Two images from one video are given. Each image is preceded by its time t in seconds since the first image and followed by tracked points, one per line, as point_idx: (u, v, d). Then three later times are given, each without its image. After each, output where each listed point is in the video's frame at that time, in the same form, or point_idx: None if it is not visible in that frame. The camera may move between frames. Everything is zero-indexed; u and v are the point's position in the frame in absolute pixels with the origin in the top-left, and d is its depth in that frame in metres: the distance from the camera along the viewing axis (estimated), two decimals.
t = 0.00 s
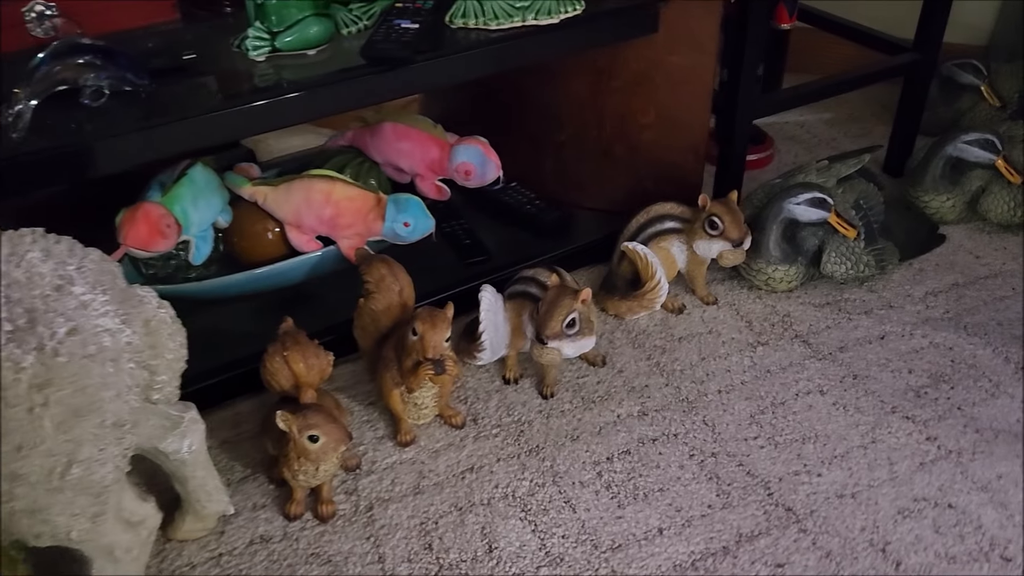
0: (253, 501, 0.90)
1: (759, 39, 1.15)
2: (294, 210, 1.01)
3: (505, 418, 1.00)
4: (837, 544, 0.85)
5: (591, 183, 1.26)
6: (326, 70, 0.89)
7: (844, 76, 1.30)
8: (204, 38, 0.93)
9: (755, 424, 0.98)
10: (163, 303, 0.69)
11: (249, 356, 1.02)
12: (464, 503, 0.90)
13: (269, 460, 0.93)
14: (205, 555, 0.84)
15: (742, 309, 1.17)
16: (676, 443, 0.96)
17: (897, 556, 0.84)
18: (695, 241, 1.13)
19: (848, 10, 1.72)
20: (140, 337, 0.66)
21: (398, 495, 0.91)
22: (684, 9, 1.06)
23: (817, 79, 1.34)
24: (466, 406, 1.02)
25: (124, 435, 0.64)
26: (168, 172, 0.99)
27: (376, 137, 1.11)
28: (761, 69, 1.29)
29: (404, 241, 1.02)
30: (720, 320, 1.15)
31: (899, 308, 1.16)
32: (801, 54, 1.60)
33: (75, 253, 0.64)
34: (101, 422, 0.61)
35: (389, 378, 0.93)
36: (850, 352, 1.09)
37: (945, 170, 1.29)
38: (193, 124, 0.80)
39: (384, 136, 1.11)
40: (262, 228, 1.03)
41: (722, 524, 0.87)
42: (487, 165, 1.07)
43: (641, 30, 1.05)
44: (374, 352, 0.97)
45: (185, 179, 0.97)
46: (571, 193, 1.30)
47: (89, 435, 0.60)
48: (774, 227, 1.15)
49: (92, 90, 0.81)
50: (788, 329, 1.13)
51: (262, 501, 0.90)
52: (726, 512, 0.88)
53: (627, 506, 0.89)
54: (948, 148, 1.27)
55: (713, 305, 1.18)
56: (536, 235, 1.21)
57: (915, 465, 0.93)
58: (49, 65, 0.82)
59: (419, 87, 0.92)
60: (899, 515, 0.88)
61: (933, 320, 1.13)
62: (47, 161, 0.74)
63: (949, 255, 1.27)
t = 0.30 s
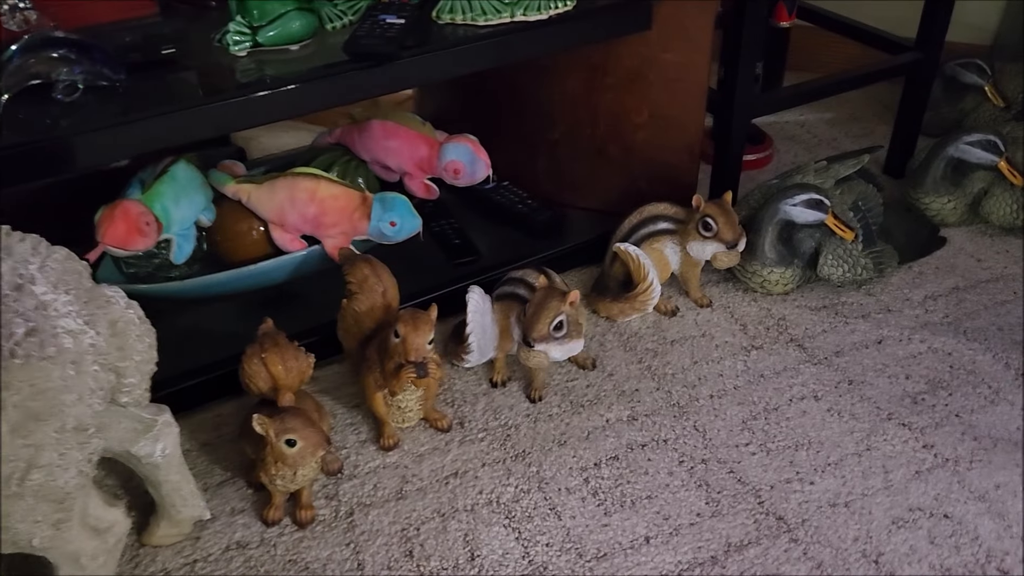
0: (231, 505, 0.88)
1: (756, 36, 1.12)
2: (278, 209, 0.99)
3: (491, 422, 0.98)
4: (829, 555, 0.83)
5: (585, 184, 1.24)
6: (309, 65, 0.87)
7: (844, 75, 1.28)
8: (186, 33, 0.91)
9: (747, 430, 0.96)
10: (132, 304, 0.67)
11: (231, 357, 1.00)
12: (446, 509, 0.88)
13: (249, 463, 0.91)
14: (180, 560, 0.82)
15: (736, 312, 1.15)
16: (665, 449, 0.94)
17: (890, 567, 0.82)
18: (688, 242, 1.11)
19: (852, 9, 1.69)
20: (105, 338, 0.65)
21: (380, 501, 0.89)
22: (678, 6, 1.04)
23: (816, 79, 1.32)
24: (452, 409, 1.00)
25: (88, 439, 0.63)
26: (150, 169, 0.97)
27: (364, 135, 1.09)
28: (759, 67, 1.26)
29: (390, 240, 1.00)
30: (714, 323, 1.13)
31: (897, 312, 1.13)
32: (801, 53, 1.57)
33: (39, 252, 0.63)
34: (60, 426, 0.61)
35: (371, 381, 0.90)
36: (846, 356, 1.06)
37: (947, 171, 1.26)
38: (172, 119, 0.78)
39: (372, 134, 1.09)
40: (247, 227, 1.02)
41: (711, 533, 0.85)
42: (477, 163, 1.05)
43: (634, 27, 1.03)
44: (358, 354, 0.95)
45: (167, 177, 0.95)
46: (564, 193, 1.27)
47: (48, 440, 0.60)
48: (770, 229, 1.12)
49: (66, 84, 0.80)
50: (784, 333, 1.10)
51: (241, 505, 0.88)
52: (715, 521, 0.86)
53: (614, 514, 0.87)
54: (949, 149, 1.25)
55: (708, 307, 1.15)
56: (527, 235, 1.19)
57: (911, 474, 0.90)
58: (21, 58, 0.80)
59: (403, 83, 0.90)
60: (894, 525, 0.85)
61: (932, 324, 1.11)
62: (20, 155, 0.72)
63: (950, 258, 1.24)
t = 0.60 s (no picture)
0: (212, 508, 0.86)
1: (750, 33, 1.11)
2: (264, 207, 0.97)
3: (479, 424, 0.96)
4: (821, 562, 0.81)
5: (578, 183, 1.22)
6: (293, 60, 0.86)
7: (842, 74, 1.26)
8: (170, 28, 0.90)
9: (740, 434, 0.94)
10: (104, 301, 0.68)
11: (216, 357, 0.99)
12: (431, 512, 0.86)
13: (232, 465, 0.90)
14: (158, 564, 0.81)
15: (731, 313, 1.13)
16: (656, 453, 0.92)
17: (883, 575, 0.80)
18: (681, 243, 1.09)
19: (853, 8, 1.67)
20: (75, 337, 0.65)
21: (363, 504, 0.87)
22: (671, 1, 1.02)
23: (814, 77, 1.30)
24: (440, 411, 0.98)
25: (56, 441, 0.64)
26: (135, 166, 0.96)
27: (353, 133, 1.08)
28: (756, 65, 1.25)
29: (377, 238, 0.98)
30: (708, 325, 1.11)
31: (895, 314, 1.11)
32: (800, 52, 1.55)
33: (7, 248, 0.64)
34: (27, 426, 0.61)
35: (356, 383, 0.89)
36: (842, 359, 1.04)
37: (946, 172, 1.24)
38: (151, 115, 0.77)
39: (361, 132, 1.07)
40: (233, 225, 1.00)
41: (701, 539, 0.83)
42: (467, 161, 1.03)
43: (626, 24, 1.01)
44: (343, 354, 0.93)
45: (152, 174, 0.93)
46: (557, 193, 1.25)
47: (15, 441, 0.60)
48: (765, 229, 1.11)
49: (43, 78, 0.79)
50: (779, 335, 1.09)
51: (222, 508, 0.86)
52: (705, 527, 0.84)
53: (602, 519, 0.85)
54: (950, 150, 1.22)
55: (702, 309, 1.13)
56: (519, 235, 1.18)
57: (906, 480, 0.89)
58: None
59: (389, 79, 0.89)
60: (888, 532, 0.83)
61: (931, 327, 1.09)
62: None
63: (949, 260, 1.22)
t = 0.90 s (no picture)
0: (186, 511, 0.84)
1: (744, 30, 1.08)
2: (244, 204, 0.96)
3: (463, 426, 0.94)
4: (809, 571, 0.78)
5: (568, 182, 1.20)
6: (271, 54, 0.84)
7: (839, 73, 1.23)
8: (147, 22, 0.88)
9: (729, 438, 0.92)
10: (61, 298, 0.69)
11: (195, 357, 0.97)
12: (411, 517, 0.84)
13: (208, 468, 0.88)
14: (128, 568, 0.79)
15: (723, 316, 1.11)
16: (642, 457, 0.90)
17: None
18: (672, 243, 1.07)
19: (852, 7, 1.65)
20: (33, 334, 0.66)
21: (341, 508, 0.85)
22: None
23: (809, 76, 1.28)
24: (423, 414, 0.96)
25: (13, 439, 0.65)
26: (112, 162, 0.94)
27: (337, 129, 1.06)
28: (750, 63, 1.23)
29: (361, 237, 0.97)
30: (699, 327, 1.08)
31: (891, 317, 1.09)
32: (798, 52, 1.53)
33: None
34: None
35: (334, 384, 0.87)
36: (836, 363, 1.02)
37: (944, 173, 1.21)
38: (123, 109, 0.75)
39: (346, 128, 1.05)
40: (214, 223, 0.99)
41: (686, 546, 0.81)
42: (453, 158, 1.01)
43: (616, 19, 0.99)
44: (323, 355, 0.91)
45: (129, 170, 0.91)
46: (548, 192, 1.23)
47: None
48: (758, 230, 1.08)
49: (11, 70, 0.77)
50: (771, 338, 1.06)
51: (196, 512, 0.84)
52: (692, 533, 0.82)
53: (586, 524, 0.83)
54: (949, 150, 1.19)
55: (693, 311, 1.11)
56: (508, 235, 1.16)
57: (899, 486, 0.86)
58: None
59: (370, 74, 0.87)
60: (879, 541, 0.81)
61: (927, 330, 1.07)
62: None
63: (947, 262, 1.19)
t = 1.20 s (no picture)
0: (163, 515, 0.82)
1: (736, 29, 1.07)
2: (227, 203, 0.94)
3: (448, 430, 0.93)
4: None
5: (559, 184, 1.18)
6: (253, 50, 0.83)
7: (833, 74, 1.22)
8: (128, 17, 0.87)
9: (719, 443, 0.90)
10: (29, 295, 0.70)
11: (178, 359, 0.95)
12: (393, 522, 0.82)
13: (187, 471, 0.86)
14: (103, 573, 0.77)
15: (716, 318, 1.09)
16: (630, 462, 0.88)
17: None
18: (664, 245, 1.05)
19: (849, 9, 1.64)
20: None
21: (323, 513, 0.83)
22: None
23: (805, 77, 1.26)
24: (408, 417, 0.94)
25: None
26: (95, 160, 0.92)
27: (324, 129, 1.05)
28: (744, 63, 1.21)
29: (346, 236, 0.95)
30: (692, 330, 1.07)
31: (887, 320, 1.07)
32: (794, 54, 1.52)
33: None
34: None
35: (316, 386, 0.85)
36: (830, 367, 1.00)
37: (941, 175, 1.20)
38: (99, 103, 0.73)
39: (332, 127, 1.04)
40: (198, 223, 0.97)
41: (674, 552, 0.79)
42: (440, 157, 1.00)
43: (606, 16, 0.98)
44: (306, 356, 0.90)
45: (111, 167, 0.90)
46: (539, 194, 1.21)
47: None
48: (751, 232, 1.07)
49: None
50: (765, 341, 1.04)
51: (174, 516, 0.82)
52: (680, 539, 0.80)
53: (571, 530, 0.81)
54: (944, 151, 1.18)
55: (686, 313, 1.09)
56: (499, 236, 1.14)
57: (893, 492, 0.84)
58: None
59: (354, 70, 0.85)
60: (872, 548, 0.79)
61: (924, 333, 1.05)
62: None
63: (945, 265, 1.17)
